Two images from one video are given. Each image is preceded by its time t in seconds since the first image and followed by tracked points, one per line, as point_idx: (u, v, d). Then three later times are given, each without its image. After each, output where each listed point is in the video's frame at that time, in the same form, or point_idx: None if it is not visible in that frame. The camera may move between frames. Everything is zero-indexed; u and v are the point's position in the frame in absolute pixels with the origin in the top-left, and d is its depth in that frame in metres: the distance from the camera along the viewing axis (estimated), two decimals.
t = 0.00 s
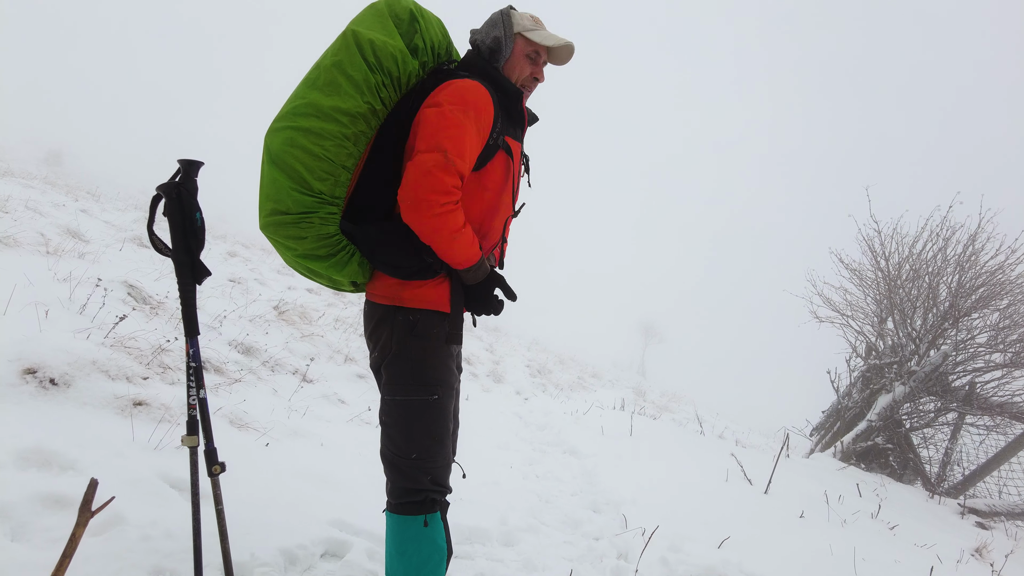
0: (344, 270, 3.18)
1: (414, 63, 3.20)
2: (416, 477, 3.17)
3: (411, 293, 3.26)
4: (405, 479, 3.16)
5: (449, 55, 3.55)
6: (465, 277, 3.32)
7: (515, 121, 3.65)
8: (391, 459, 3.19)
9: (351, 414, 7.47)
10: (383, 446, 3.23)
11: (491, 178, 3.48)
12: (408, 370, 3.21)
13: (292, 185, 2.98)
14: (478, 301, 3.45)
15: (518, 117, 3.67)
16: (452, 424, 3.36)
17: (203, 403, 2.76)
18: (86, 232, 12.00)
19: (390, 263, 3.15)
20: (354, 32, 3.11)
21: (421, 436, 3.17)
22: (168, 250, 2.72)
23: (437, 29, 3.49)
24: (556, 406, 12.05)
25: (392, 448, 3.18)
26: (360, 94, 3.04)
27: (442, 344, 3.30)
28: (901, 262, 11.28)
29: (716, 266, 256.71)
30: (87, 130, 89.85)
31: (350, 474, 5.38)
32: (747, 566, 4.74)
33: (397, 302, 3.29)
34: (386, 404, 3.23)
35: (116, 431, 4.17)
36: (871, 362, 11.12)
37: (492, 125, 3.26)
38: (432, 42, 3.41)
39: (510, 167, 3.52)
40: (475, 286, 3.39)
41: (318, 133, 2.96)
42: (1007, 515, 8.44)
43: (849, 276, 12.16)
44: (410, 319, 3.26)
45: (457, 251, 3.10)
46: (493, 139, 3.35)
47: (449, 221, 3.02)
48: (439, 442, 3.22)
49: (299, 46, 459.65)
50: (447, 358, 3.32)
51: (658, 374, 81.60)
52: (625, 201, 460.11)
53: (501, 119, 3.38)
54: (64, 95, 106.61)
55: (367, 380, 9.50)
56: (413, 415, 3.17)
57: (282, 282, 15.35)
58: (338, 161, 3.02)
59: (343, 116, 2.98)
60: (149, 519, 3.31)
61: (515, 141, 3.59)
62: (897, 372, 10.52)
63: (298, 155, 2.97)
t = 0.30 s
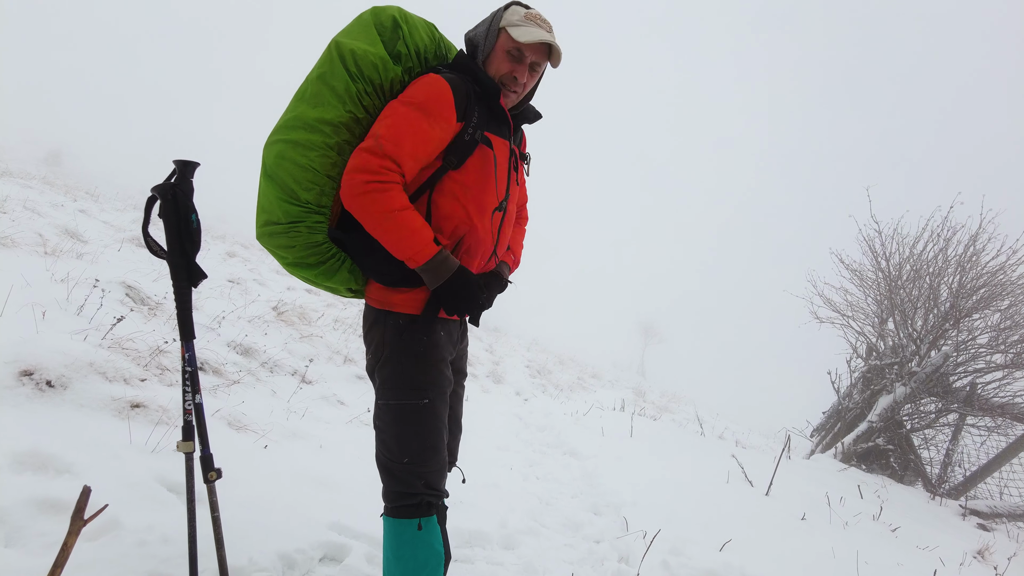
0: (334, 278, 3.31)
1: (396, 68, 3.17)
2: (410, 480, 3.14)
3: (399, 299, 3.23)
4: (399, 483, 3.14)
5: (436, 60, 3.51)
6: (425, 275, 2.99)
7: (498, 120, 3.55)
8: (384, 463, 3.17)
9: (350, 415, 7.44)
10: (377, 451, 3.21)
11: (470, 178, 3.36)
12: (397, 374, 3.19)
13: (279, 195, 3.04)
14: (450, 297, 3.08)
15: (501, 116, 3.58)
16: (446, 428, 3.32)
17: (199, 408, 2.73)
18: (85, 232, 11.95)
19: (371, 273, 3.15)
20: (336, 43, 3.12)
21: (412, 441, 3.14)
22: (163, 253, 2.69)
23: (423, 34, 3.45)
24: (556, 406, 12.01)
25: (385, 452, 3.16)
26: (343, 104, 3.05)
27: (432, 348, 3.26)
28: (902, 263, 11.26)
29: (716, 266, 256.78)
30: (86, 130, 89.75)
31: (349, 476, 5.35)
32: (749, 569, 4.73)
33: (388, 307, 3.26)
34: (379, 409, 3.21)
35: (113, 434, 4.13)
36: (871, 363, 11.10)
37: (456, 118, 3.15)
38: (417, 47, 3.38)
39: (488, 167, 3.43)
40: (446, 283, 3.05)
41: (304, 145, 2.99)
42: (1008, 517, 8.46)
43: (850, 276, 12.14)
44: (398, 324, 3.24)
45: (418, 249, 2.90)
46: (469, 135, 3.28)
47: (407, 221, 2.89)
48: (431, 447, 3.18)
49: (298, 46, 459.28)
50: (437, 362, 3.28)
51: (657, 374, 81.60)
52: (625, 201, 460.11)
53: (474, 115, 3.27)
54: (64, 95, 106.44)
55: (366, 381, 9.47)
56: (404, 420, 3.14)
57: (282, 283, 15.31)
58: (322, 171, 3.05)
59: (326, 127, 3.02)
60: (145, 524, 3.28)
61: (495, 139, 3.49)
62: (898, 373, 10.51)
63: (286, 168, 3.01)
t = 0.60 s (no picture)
0: (320, 274, 3.35)
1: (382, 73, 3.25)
2: (392, 482, 3.13)
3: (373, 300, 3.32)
4: (381, 486, 3.14)
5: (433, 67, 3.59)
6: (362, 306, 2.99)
7: (481, 131, 3.48)
8: (366, 468, 3.20)
9: (350, 416, 7.40)
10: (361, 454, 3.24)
11: (444, 189, 3.32)
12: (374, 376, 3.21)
13: (274, 194, 3.24)
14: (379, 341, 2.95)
15: (484, 127, 3.49)
16: (428, 431, 3.29)
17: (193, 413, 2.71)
18: (84, 232, 11.91)
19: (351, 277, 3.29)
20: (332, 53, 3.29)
21: (389, 442, 3.14)
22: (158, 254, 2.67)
23: (417, 42, 3.54)
24: (557, 407, 11.98)
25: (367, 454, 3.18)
26: (332, 109, 3.18)
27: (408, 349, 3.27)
28: (903, 263, 11.23)
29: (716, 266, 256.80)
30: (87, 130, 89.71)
31: (348, 478, 5.32)
32: (751, 572, 4.71)
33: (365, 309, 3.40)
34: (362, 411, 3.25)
35: (110, 436, 4.10)
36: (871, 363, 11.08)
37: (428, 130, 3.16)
38: (408, 56, 3.51)
39: (463, 178, 3.35)
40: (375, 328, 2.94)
41: (293, 148, 3.15)
42: (1010, 518, 8.44)
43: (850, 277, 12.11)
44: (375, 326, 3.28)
45: (358, 261, 2.89)
46: (442, 146, 3.26)
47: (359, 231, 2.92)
48: (409, 448, 3.17)
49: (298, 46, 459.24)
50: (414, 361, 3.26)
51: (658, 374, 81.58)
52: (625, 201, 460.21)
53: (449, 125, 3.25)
54: (63, 95, 106.36)
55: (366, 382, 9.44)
56: (380, 421, 3.16)
57: (282, 283, 15.26)
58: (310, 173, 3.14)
59: (314, 131, 3.16)
60: (142, 528, 3.25)
61: (473, 149, 3.43)
62: (899, 374, 10.49)
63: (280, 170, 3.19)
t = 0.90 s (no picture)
0: (326, 277, 3.52)
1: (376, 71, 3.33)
2: (397, 488, 3.21)
3: (375, 301, 3.41)
4: (386, 491, 3.24)
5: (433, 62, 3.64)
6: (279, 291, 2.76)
7: (478, 121, 3.46)
8: (373, 474, 3.30)
9: (349, 418, 7.37)
10: (370, 460, 3.34)
11: (439, 182, 3.28)
12: (381, 385, 3.32)
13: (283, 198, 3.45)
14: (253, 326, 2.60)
15: (481, 118, 3.47)
16: (434, 436, 3.33)
17: (187, 419, 2.68)
18: (82, 233, 11.87)
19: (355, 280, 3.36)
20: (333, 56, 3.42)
21: (394, 449, 3.22)
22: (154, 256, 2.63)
23: (415, 36, 3.59)
24: (557, 408, 11.95)
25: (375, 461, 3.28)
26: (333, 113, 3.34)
27: (411, 356, 3.34)
28: (904, 263, 11.21)
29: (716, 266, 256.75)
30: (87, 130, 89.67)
31: (347, 480, 5.29)
32: None
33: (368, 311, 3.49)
34: (371, 418, 3.35)
35: (107, 440, 4.06)
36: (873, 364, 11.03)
37: (420, 125, 3.18)
38: (406, 50, 3.53)
39: (457, 170, 3.29)
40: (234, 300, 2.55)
41: (300, 151, 3.34)
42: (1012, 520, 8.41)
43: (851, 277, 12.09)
44: (381, 336, 3.38)
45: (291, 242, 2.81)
46: (436, 138, 3.24)
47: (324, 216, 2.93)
48: (414, 455, 3.23)
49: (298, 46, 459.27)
50: (417, 369, 3.34)
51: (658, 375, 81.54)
52: (625, 202, 460.11)
53: (442, 117, 3.23)
54: (63, 96, 106.32)
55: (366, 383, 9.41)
56: (385, 429, 3.24)
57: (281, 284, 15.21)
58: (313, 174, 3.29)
59: (317, 132, 3.35)
60: (139, 533, 3.22)
61: (469, 141, 3.38)
62: (900, 375, 10.47)
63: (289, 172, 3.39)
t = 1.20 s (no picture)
0: (334, 282, 3.58)
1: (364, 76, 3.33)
2: (398, 493, 3.22)
3: (376, 309, 3.43)
4: (387, 495, 3.25)
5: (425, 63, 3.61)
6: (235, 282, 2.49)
7: (468, 124, 3.42)
8: (375, 479, 3.31)
9: (348, 419, 7.35)
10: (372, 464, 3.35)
11: (431, 189, 3.26)
12: (382, 389, 3.34)
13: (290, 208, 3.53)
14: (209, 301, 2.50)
15: (472, 120, 3.43)
16: (435, 442, 3.31)
17: (185, 425, 2.63)
18: (81, 233, 11.85)
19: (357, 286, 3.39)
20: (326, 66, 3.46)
21: (395, 454, 3.22)
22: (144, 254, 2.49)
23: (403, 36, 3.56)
24: (557, 409, 11.93)
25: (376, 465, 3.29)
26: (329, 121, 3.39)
27: (410, 361, 3.33)
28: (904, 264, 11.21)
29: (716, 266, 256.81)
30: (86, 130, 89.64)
31: (347, 482, 5.27)
32: None
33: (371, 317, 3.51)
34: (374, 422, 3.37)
35: (105, 442, 4.04)
36: (875, 364, 10.92)
37: (409, 132, 3.15)
38: (393, 51, 3.50)
39: (449, 177, 3.26)
40: (184, 248, 2.45)
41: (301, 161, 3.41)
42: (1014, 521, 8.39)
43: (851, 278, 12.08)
44: (383, 340, 3.42)
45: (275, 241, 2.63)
46: (425, 146, 3.19)
47: (311, 212, 2.79)
48: (413, 461, 3.22)
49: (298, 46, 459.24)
50: (418, 374, 3.34)
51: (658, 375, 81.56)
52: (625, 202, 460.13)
53: (430, 124, 3.19)
54: (63, 95, 106.20)
55: (365, 383, 9.39)
56: (386, 435, 3.25)
57: (281, 284, 15.18)
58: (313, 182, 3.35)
59: (314, 142, 3.40)
60: (136, 536, 3.20)
61: (459, 145, 3.35)
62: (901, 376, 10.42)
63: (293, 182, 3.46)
